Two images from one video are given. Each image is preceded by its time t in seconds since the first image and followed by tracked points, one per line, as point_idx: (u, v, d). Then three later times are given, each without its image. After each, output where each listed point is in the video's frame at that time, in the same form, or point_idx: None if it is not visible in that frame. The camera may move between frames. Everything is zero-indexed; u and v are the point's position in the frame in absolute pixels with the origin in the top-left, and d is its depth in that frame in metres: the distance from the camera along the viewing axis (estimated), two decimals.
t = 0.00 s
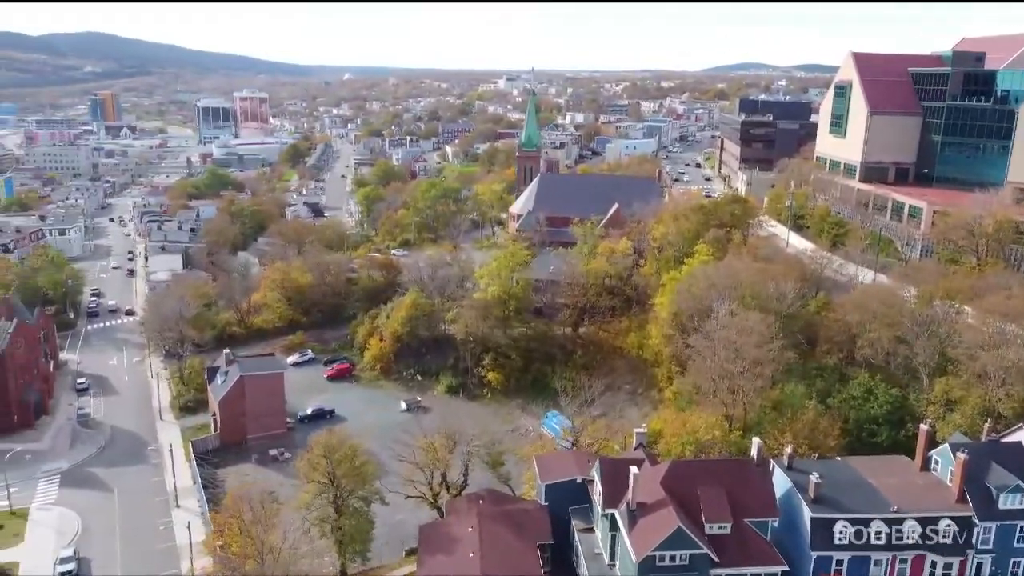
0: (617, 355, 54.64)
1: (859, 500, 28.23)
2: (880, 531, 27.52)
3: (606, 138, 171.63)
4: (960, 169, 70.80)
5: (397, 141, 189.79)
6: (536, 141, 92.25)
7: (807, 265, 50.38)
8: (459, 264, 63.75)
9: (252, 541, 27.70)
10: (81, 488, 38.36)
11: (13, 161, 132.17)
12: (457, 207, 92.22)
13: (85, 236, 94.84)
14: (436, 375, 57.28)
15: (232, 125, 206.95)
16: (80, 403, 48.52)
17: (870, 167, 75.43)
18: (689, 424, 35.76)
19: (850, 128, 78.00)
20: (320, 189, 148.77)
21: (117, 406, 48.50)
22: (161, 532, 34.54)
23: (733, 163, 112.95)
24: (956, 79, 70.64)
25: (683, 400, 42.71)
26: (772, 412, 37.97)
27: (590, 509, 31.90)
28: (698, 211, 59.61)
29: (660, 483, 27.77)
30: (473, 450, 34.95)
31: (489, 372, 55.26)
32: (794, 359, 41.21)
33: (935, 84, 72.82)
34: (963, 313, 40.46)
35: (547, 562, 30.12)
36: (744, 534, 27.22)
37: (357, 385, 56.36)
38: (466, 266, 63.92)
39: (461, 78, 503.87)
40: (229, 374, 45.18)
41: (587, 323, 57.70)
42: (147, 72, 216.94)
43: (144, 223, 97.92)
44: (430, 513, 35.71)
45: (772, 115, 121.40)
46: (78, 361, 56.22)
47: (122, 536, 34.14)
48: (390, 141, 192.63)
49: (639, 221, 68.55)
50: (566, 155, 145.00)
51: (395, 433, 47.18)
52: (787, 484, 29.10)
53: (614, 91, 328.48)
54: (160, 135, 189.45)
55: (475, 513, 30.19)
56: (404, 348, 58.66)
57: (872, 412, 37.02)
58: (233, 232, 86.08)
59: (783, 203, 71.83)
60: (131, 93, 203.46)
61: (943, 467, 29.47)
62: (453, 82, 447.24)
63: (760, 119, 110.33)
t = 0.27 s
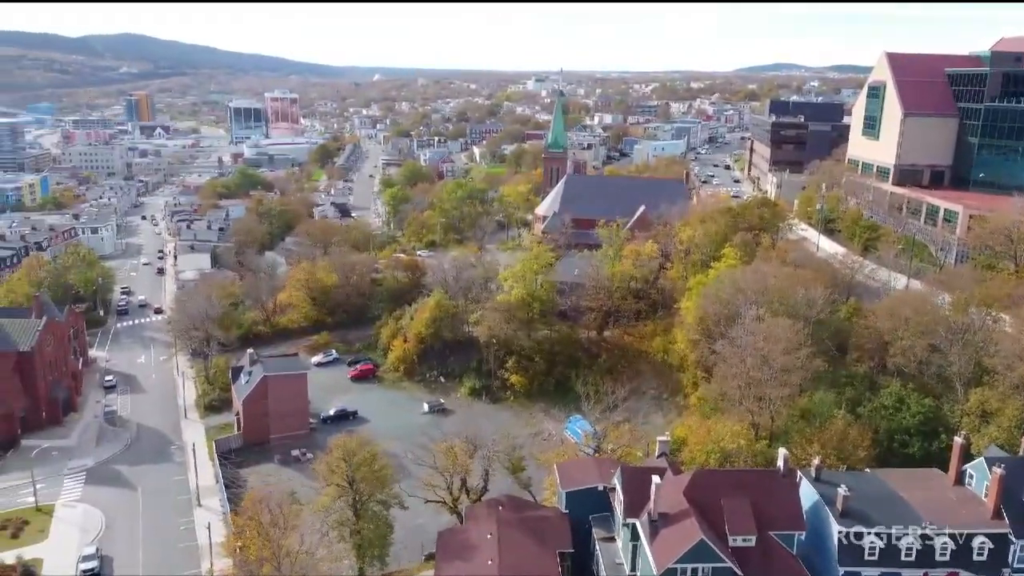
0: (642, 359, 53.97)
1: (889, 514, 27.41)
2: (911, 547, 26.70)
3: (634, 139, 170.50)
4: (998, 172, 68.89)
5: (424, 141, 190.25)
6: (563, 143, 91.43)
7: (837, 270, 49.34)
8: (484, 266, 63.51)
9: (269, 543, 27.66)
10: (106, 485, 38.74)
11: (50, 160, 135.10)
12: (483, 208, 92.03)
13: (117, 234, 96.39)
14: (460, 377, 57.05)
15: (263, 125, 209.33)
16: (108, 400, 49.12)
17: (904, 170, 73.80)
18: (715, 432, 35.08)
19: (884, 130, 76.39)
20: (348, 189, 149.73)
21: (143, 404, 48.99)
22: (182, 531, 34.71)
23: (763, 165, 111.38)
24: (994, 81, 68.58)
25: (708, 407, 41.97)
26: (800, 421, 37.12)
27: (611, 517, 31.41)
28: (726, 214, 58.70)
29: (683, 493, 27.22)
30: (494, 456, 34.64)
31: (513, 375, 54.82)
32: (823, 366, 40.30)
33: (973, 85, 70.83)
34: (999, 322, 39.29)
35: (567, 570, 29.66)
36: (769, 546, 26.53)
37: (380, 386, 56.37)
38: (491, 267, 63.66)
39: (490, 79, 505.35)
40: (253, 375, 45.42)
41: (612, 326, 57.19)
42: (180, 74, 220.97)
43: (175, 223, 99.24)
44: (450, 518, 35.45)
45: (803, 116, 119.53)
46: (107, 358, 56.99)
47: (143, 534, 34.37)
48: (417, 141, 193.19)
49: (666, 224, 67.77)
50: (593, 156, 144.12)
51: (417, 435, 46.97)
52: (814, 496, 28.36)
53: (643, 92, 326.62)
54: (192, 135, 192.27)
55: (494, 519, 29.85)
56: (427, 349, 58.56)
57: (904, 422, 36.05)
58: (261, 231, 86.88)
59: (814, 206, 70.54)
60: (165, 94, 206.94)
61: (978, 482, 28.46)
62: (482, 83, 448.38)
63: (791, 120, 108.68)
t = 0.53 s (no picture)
0: (667, 364, 53.27)
1: (920, 530, 26.62)
2: (943, 564, 25.99)
3: (662, 140, 169.11)
4: None
5: (451, 142, 190.50)
6: (589, 144, 90.60)
7: (868, 276, 48.21)
8: (508, 267, 63.15)
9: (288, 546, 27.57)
10: (130, 483, 39.06)
11: (85, 160, 137.60)
12: (508, 210, 91.74)
13: (147, 233, 97.67)
14: (483, 379, 56.78)
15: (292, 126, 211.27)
16: (134, 399, 49.60)
17: (939, 173, 72.10)
18: (740, 441, 34.36)
19: (918, 132, 74.70)
20: (375, 189, 150.44)
21: (169, 402, 49.42)
22: (203, 531, 34.84)
23: (793, 168, 109.69)
24: None
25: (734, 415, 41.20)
26: (828, 430, 36.23)
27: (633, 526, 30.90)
28: (754, 217, 57.70)
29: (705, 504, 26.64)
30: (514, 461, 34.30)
31: (536, 378, 54.28)
32: (852, 375, 39.37)
33: (1011, 87, 68.88)
34: None
35: None
36: (794, 561, 25.85)
37: (403, 388, 56.30)
38: (515, 269, 63.28)
39: (518, 81, 505.96)
40: (276, 375, 45.58)
41: (637, 330, 56.69)
42: (212, 74, 224.00)
43: (204, 222, 100.36)
44: (470, 524, 35.15)
45: (835, 118, 117.51)
46: (135, 356, 57.60)
47: (166, 533, 34.55)
48: (445, 142, 193.53)
49: (693, 227, 66.90)
50: (621, 158, 143.11)
51: (438, 437, 46.78)
52: (842, 510, 27.62)
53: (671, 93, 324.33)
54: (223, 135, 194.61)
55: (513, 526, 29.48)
56: (451, 351, 58.38)
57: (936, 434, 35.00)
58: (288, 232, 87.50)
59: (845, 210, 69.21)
60: (198, 94, 209.84)
61: (1014, 498, 27.65)
62: (510, 84, 448.67)
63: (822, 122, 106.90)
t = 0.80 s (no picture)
0: (693, 369, 52.51)
1: (953, 547, 25.72)
2: None
3: (691, 142, 167.52)
4: None
5: (479, 143, 190.47)
6: (617, 146, 89.77)
7: (900, 282, 47.03)
8: (533, 269, 62.74)
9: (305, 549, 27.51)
10: (154, 481, 39.40)
11: (119, 159, 139.99)
12: (535, 211, 91.35)
13: (178, 232, 98.97)
14: (506, 382, 56.47)
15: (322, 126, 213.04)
16: (160, 397, 50.12)
17: (976, 176, 70.22)
18: (766, 451, 33.63)
19: (955, 134, 72.84)
20: (402, 190, 151.01)
21: (195, 401, 49.84)
22: (224, 531, 34.96)
23: (825, 170, 107.83)
24: None
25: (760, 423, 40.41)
26: (857, 441, 35.33)
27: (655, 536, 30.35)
28: (784, 221, 56.65)
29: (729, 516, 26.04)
30: (535, 467, 33.93)
31: (560, 382, 53.83)
32: (883, 385, 38.39)
33: None
34: None
35: None
36: None
37: (426, 389, 56.22)
38: (540, 271, 62.87)
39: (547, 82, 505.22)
40: (300, 375, 45.71)
41: (663, 335, 56.06)
42: (245, 75, 226.84)
43: (233, 221, 101.45)
44: (490, 529, 34.84)
45: (869, 119, 115.29)
46: (163, 354, 58.25)
47: (187, 533, 34.73)
48: (473, 143, 193.55)
49: (721, 229, 65.95)
50: (650, 159, 141.87)
51: (460, 440, 46.57)
52: (872, 525, 26.81)
53: (701, 95, 321.51)
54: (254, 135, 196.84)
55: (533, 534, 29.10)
56: (474, 353, 58.15)
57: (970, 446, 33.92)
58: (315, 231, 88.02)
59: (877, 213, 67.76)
60: (230, 95, 212.76)
61: None
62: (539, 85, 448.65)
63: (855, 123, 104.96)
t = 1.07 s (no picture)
0: (720, 376, 51.73)
1: (987, 565, 24.85)
2: None
3: (721, 144, 165.72)
4: None
5: (507, 144, 190.31)
6: (645, 147, 88.89)
7: (934, 289, 45.84)
8: (559, 272, 62.31)
9: (325, 552, 27.44)
10: (179, 480, 39.69)
11: (152, 159, 142.19)
12: (561, 213, 90.88)
13: (208, 231, 100.12)
14: (530, 385, 56.11)
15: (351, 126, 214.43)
16: (187, 395, 50.56)
17: (1014, 180, 68.34)
18: (794, 461, 32.87)
19: (993, 137, 70.96)
20: (429, 190, 151.43)
21: (220, 400, 50.21)
22: (246, 531, 35.05)
23: (858, 173, 105.87)
24: None
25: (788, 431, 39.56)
26: (888, 452, 34.40)
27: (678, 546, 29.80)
28: (814, 225, 55.58)
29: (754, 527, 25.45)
30: (557, 473, 33.53)
31: (584, 386, 53.37)
32: (916, 395, 37.38)
33: None
34: None
35: None
36: None
37: (450, 391, 56.08)
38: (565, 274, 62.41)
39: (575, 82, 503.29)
40: (323, 376, 45.81)
41: (689, 340, 55.35)
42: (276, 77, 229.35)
43: (262, 221, 102.36)
44: (511, 535, 34.50)
45: (904, 121, 112.95)
46: (190, 353, 58.78)
47: (209, 532, 34.88)
48: (500, 143, 193.47)
49: (750, 233, 64.94)
50: (678, 161, 140.55)
51: (483, 444, 46.33)
52: (903, 540, 26.02)
53: (731, 95, 318.25)
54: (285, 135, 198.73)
55: (553, 541, 28.72)
56: (498, 356, 57.88)
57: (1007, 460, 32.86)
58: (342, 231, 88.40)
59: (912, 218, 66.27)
60: (262, 95, 215.08)
61: None
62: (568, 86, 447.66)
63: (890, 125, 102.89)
